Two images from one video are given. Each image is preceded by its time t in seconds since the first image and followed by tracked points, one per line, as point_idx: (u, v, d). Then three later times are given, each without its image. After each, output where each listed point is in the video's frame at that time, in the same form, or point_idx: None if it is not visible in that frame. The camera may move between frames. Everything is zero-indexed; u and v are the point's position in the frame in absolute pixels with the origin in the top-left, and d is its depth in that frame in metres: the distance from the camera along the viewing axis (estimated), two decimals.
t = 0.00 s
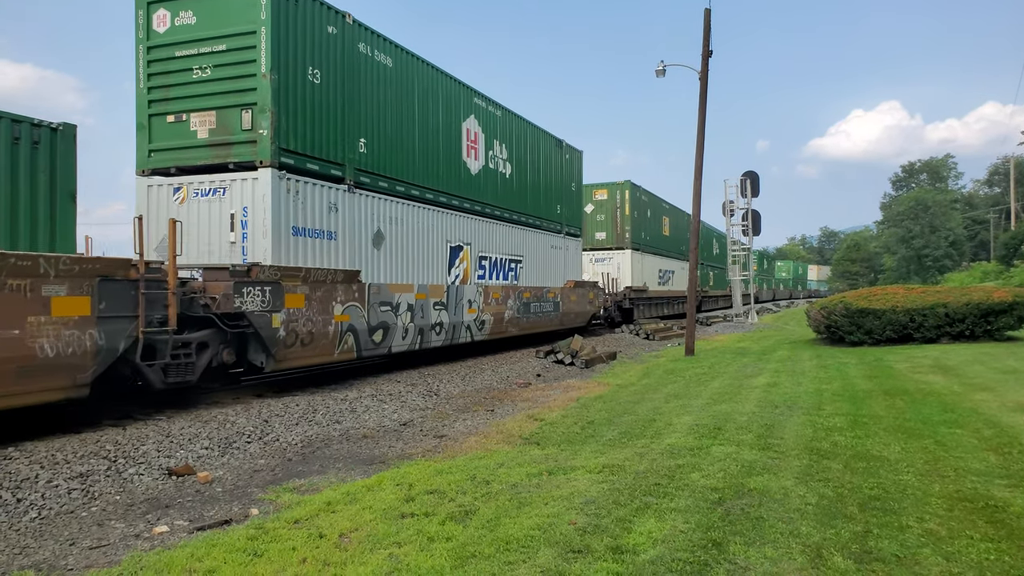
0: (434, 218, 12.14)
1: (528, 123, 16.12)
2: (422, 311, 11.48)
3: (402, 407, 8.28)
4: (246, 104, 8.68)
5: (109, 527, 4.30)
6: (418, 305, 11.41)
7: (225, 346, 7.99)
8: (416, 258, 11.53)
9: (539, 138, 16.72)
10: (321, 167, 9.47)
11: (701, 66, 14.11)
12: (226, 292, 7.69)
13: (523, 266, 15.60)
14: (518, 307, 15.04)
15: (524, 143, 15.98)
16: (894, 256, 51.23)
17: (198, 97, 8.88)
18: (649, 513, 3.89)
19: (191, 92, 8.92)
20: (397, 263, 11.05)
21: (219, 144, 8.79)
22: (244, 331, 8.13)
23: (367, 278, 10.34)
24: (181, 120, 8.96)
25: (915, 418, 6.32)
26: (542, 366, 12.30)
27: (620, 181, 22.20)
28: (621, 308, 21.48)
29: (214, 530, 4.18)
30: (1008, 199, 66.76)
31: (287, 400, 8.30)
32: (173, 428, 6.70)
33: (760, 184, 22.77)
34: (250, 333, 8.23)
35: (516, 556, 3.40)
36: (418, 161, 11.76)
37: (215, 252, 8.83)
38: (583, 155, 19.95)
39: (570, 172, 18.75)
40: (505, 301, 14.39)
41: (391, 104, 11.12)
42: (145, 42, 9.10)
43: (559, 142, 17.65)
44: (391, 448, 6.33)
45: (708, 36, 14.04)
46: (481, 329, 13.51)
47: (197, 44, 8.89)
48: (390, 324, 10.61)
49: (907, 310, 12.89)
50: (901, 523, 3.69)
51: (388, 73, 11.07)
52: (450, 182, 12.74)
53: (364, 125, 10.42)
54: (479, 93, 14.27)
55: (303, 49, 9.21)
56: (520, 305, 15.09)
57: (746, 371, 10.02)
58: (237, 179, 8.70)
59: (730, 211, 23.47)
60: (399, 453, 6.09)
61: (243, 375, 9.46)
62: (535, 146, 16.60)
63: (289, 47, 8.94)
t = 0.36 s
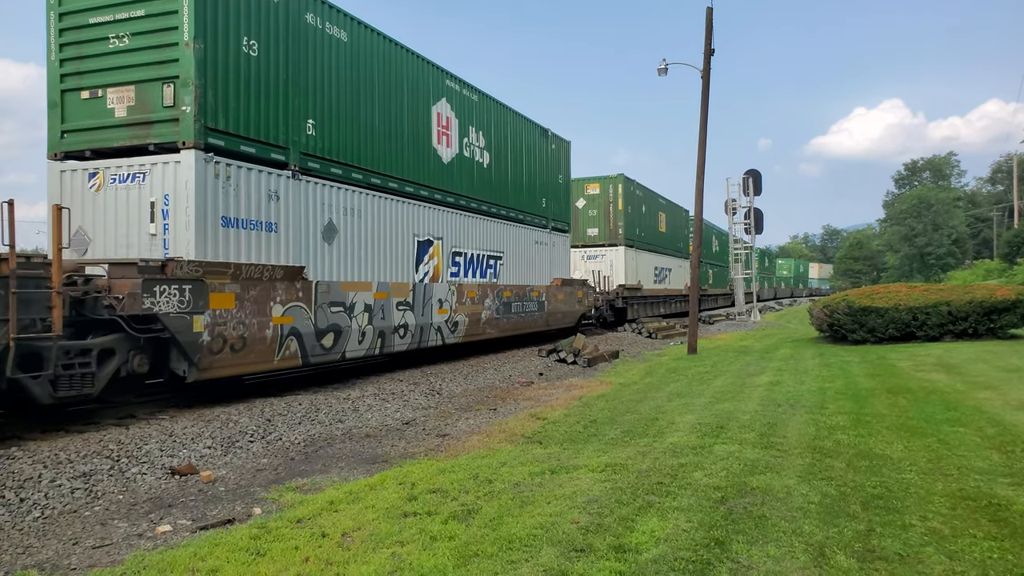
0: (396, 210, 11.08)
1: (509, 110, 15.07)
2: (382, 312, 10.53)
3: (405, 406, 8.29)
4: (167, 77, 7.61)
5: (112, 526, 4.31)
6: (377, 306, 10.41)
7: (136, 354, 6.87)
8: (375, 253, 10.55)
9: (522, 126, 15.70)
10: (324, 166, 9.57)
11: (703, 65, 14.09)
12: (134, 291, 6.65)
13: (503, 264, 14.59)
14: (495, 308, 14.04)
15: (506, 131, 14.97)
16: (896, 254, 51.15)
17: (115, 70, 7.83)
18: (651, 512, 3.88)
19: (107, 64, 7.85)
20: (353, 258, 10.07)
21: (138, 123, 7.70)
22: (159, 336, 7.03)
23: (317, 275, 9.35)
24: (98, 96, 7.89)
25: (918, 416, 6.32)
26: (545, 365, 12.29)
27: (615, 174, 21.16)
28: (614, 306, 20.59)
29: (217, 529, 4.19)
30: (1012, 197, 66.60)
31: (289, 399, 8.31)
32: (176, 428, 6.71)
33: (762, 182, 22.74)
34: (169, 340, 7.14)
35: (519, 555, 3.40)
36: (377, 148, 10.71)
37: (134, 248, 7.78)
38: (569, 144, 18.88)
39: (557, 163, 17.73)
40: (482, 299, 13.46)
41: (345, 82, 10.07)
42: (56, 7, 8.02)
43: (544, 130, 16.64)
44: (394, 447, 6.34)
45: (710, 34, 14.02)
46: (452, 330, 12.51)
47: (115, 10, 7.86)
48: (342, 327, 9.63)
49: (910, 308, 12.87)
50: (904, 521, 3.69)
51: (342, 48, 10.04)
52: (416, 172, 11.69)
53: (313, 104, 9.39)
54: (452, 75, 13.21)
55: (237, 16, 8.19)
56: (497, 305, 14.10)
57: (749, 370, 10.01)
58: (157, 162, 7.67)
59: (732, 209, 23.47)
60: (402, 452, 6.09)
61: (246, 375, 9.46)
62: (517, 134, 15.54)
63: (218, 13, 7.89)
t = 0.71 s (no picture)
0: (353, 202, 10.00)
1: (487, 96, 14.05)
2: (336, 315, 9.37)
3: (406, 406, 8.29)
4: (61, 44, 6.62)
5: (113, 527, 4.31)
6: (328, 308, 9.21)
7: (18, 367, 5.77)
8: (329, 251, 9.49)
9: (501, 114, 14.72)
10: (338, 170, 9.81)
11: (703, 65, 14.09)
12: (8, 293, 5.53)
13: (480, 261, 13.52)
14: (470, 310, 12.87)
15: (483, 119, 13.98)
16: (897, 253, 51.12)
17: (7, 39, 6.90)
18: (652, 511, 3.88)
19: None
20: (301, 256, 8.97)
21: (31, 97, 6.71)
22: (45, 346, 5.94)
23: (254, 274, 8.25)
24: None
25: (919, 415, 6.32)
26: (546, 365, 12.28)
27: (606, 169, 20.24)
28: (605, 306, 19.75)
29: (218, 530, 4.19)
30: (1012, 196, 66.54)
31: (290, 400, 8.31)
32: (176, 428, 6.72)
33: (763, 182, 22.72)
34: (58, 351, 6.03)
35: (520, 555, 3.40)
36: (332, 132, 9.71)
37: (25, 241, 6.79)
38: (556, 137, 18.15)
39: (542, 155, 16.73)
40: (454, 300, 12.30)
41: (292, 60, 9.04)
42: None
43: (527, 119, 15.65)
44: (395, 447, 6.34)
45: (711, 34, 14.01)
46: (419, 335, 11.31)
47: None
48: (284, 333, 8.44)
49: (910, 307, 12.87)
50: (905, 520, 3.68)
51: (288, 20, 9.04)
52: (380, 161, 10.70)
53: (251, 83, 8.38)
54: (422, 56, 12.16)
55: None
56: (472, 306, 12.92)
57: (750, 369, 10.00)
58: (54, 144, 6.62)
59: (732, 208, 23.47)
60: (403, 452, 6.09)
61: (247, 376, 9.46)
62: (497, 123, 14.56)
63: None
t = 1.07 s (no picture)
0: (295, 190, 8.83)
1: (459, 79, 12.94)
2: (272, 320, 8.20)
3: (406, 406, 8.30)
4: None
5: (114, 527, 4.31)
6: (261, 311, 8.05)
7: None
8: (268, 247, 8.36)
9: (474, 100, 13.59)
10: (347, 171, 9.91)
11: (704, 65, 14.09)
12: None
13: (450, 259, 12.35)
14: (437, 313, 11.72)
15: (454, 105, 12.88)
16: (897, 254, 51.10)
17: None
18: (652, 511, 3.89)
19: None
20: (231, 252, 7.82)
21: None
22: None
23: (172, 272, 7.08)
24: None
25: (919, 415, 6.33)
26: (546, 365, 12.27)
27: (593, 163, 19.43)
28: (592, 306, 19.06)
29: (218, 530, 4.19)
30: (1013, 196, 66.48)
31: (290, 400, 8.32)
32: (177, 428, 6.73)
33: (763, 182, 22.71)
34: None
35: (521, 555, 3.40)
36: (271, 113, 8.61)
37: None
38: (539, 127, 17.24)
39: (522, 145, 15.65)
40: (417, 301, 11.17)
41: (221, 29, 7.94)
42: None
43: (505, 106, 14.56)
44: (395, 447, 6.34)
45: (711, 34, 14.02)
46: (376, 340, 10.15)
47: None
48: (205, 339, 7.31)
49: (910, 307, 12.87)
50: (905, 520, 3.69)
51: None
52: (332, 146, 9.62)
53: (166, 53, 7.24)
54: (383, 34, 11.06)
55: None
56: (439, 308, 11.75)
57: (751, 370, 10.00)
58: None
59: (733, 208, 23.47)
60: (403, 452, 6.10)
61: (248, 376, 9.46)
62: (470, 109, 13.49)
63: None
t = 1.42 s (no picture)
0: (224, 175, 7.99)
1: (425, 61, 12.05)
2: (192, 325, 7.23)
3: (406, 406, 8.30)
4: None
5: (114, 527, 4.31)
6: (179, 314, 7.10)
7: None
8: (184, 238, 7.45)
9: (442, 84, 12.66)
10: (335, 168, 9.82)
11: (704, 65, 14.10)
12: None
13: (413, 255, 11.45)
14: (399, 316, 10.79)
15: (419, 88, 11.94)
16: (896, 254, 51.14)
17: None
18: (652, 511, 3.89)
19: None
20: (143, 244, 6.97)
21: None
22: None
23: (62, 266, 6.27)
24: None
25: (919, 414, 6.34)
26: (546, 365, 12.28)
27: (581, 157, 19.10)
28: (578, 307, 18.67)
29: (217, 530, 4.20)
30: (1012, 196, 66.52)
31: (290, 400, 8.32)
32: (177, 428, 6.75)
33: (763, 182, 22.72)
34: None
35: (520, 554, 3.41)
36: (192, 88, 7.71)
37: None
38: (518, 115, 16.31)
39: (497, 135, 14.76)
40: (375, 303, 10.23)
41: None
42: None
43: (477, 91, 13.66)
44: (395, 447, 6.35)
45: (710, 34, 14.03)
46: (323, 346, 9.21)
47: None
48: (103, 348, 6.33)
49: (910, 307, 12.87)
50: (904, 520, 3.69)
51: None
52: (274, 128, 8.79)
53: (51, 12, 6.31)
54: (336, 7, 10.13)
55: None
56: (402, 311, 10.80)
57: (751, 370, 10.00)
58: None
59: (733, 208, 23.48)
60: (403, 452, 6.11)
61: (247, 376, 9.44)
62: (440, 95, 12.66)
63: None
